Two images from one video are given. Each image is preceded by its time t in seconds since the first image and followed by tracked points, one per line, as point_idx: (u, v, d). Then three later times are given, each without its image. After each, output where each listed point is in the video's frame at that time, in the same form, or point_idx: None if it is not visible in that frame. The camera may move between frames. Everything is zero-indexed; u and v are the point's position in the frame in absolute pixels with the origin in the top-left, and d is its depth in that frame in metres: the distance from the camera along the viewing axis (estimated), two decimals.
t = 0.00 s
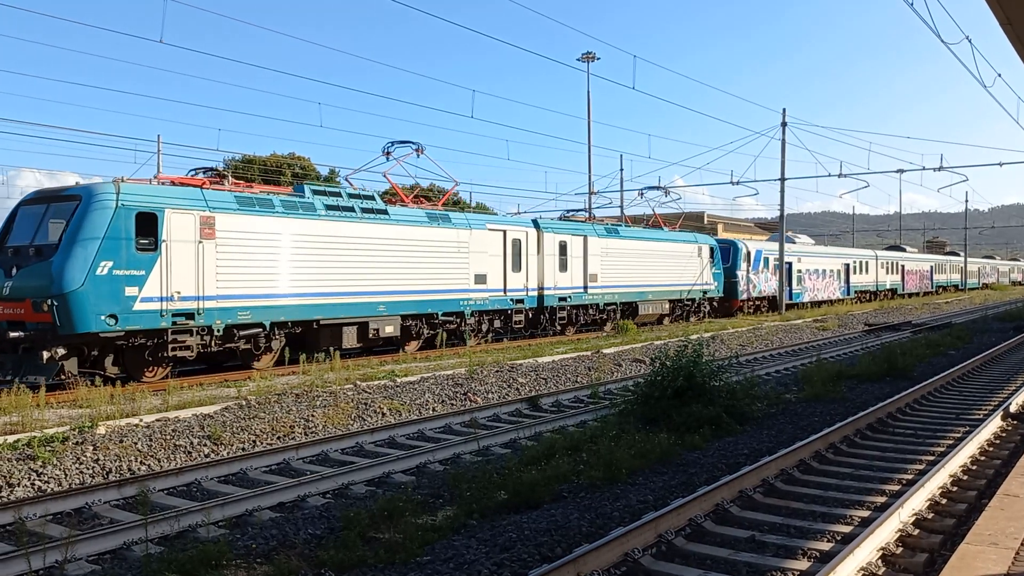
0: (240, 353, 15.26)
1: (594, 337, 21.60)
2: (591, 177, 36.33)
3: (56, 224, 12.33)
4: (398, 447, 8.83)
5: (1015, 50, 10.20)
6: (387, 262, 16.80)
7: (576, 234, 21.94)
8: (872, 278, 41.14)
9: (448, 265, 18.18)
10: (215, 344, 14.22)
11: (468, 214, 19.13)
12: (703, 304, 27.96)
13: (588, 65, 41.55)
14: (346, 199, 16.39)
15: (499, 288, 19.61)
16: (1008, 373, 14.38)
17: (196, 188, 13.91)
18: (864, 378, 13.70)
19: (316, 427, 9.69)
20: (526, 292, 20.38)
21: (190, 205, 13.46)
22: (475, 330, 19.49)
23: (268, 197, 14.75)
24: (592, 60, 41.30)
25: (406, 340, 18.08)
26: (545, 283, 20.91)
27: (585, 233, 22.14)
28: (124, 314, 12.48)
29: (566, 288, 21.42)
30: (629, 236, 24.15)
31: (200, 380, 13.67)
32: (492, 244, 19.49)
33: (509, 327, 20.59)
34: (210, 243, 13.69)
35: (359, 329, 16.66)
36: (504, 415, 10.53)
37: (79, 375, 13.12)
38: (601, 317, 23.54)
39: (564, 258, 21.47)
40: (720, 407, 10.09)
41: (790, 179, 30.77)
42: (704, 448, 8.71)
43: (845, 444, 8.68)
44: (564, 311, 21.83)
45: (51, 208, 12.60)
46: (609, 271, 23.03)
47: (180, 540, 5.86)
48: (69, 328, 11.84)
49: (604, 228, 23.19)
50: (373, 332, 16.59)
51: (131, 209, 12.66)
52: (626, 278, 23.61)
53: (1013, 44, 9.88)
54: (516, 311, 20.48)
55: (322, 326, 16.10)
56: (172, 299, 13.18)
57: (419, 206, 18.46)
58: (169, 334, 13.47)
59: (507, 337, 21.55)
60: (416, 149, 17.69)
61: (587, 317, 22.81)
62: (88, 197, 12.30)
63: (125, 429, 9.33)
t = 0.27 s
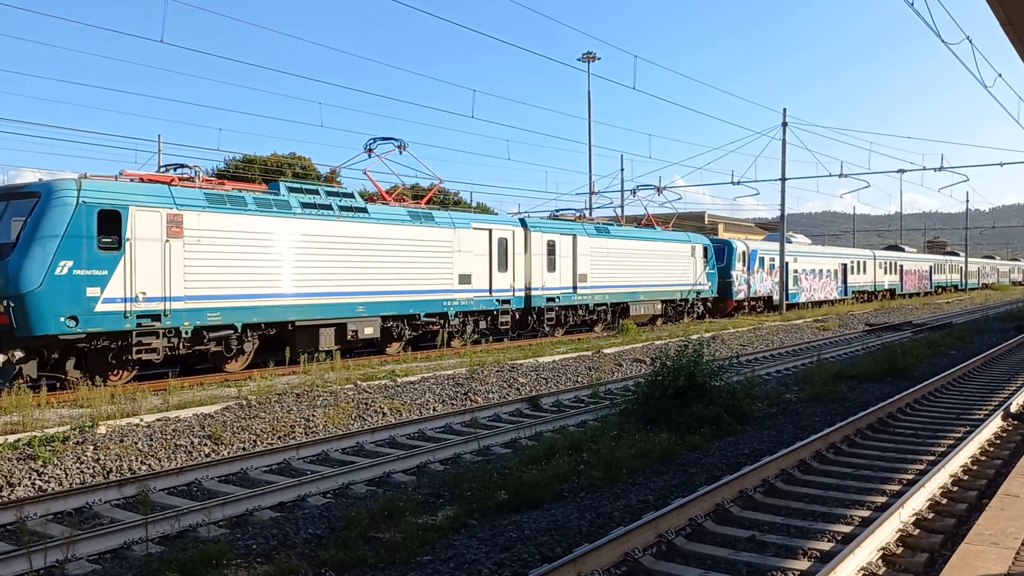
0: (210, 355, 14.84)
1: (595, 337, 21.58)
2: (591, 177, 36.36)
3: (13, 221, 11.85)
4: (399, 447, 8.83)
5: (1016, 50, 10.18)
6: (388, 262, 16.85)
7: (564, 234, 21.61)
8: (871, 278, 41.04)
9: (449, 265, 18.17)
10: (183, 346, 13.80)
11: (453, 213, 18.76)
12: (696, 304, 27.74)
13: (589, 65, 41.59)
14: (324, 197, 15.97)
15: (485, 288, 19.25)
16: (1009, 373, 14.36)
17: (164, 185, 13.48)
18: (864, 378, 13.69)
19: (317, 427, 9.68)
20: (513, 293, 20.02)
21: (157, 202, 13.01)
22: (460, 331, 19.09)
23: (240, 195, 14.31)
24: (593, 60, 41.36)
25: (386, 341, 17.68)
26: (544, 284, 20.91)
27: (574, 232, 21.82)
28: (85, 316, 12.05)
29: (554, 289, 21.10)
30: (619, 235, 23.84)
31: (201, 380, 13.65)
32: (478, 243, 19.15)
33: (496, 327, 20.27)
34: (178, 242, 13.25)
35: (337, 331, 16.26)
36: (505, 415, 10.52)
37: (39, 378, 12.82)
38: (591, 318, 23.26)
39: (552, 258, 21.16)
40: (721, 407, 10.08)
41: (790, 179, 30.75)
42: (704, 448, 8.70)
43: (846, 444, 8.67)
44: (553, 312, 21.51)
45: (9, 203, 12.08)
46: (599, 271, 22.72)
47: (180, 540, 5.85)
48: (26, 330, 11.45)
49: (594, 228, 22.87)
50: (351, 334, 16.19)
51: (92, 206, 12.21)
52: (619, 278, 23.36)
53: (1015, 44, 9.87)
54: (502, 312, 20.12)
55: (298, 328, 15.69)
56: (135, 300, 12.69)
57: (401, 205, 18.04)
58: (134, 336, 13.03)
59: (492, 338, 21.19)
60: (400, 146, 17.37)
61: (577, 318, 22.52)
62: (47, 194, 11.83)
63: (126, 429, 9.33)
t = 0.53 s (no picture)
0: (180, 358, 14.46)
1: (596, 337, 21.59)
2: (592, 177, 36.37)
3: None
4: (399, 447, 8.83)
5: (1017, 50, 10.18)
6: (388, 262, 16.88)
7: (553, 233, 21.28)
8: (868, 278, 40.96)
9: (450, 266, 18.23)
10: (149, 349, 13.35)
11: (437, 211, 18.40)
12: (689, 304, 27.49)
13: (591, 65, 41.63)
14: (300, 194, 15.53)
15: (470, 288, 18.92)
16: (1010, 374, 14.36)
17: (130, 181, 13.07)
18: (865, 378, 13.69)
19: (317, 427, 9.68)
20: (499, 293, 19.69)
21: (120, 199, 12.57)
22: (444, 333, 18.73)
23: (210, 192, 13.90)
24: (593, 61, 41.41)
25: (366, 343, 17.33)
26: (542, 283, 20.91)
27: (563, 231, 21.49)
28: (43, 318, 11.66)
29: (543, 289, 20.81)
30: (608, 234, 23.51)
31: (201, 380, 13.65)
32: (463, 243, 18.82)
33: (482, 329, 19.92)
34: (143, 241, 12.80)
35: (313, 333, 15.85)
36: (505, 415, 10.52)
37: None
38: (581, 319, 22.95)
39: (540, 257, 20.84)
40: (721, 407, 10.08)
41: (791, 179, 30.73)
42: (705, 448, 8.70)
43: (847, 444, 8.67)
44: (541, 313, 21.19)
45: None
46: (590, 271, 22.43)
47: (180, 540, 5.85)
48: None
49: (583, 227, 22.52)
50: (328, 336, 15.81)
51: (50, 203, 11.79)
52: (611, 278, 23.09)
53: (1016, 44, 9.87)
54: (488, 313, 19.78)
55: (272, 329, 15.31)
56: (97, 302, 12.28)
57: (381, 202, 17.65)
58: (96, 339, 12.63)
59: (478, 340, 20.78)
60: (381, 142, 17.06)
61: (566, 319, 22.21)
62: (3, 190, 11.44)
63: (126, 429, 9.33)
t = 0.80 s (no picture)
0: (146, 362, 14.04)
1: (596, 337, 21.62)
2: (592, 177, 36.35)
3: None
4: (400, 447, 8.84)
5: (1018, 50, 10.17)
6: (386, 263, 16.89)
7: (541, 232, 20.92)
8: (866, 278, 40.85)
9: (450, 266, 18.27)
10: (112, 352, 12.94)
11: (419, 210, 18.00)
12: (683, 305, 27.20)
13: (591, 65, 41.63)
14: (274, 191, 15.12)
15: (454, 289, 18.56)
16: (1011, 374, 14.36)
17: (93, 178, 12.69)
18: (866, 378, 13.69)
19: (318, 427, 9.69)
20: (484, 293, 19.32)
21: (81, 197, 12.17)
22: (427, 335, 18.35)
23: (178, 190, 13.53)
24: (594, 61, 41.40)
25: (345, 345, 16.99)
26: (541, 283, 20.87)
27: (551, 230, 21.13)
28: None
29: (529, 290, 20.41)
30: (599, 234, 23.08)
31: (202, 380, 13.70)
32: (447, 242, 18.46)
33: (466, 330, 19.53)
34: (105, 240, 12.39)
35: (289, 335, 15.48)
36: (506, 415, 10.53)
37: None
38: (570, 319, 22.58)
39: (527, 257, 20.48)
40: (722, 407, 10.08)
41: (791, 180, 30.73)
42: (705, 448, 8.71)
43: (847, 444, 8.67)
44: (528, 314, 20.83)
45: None
46: (579, 271, 22.07)
47: (181, 540, 5.86)
48: None
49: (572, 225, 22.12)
50: (303, 338, 15.43)
51: (5, 200, 11.33)
52: (603, 278, 22.78)
53: (1017, 44, 9.86)
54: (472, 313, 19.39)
55: (243, 332, 14.92)
56: (55, 303, 11.84)
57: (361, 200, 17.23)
58: (54, 342, 12.17)
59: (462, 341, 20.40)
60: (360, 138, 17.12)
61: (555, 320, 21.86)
62: None
63: (127, 429, 9.34)
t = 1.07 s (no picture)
0: (111, 365, 13.66)
1: (597, 337, 21.66)
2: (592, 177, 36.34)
3: None
4: (401, 447, 8.85)
5: (1019, 50, 10.17)
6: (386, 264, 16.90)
7: (527, 232, 20.50)
8: (864, 278, 40.73)
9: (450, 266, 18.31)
10: (72, 356, 12.56)
11: (398, 209, 17.60)
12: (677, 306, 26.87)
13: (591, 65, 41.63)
14: (245, 189, 14.77)
15: (437, 290, 18.16)
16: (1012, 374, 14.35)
17: (52, 175, 12.31)
18: (867, 378, 13.69)
19: (319, 427, 9.70)
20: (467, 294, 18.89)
21: (38, 194, 11.79)
22: (408, 337, 17.95)
23: (142, 187, 13.16)
24: (595, 61, 41.42)
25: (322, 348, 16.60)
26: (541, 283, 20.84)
27: (538, 230, 20.71)
28: None
29: (515, 290, 20.00)
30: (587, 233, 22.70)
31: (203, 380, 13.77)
32: (429, 242, 18.05)
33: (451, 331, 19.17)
34: (64, 238, 12.07)
35: (261, 338, 15.08)
36: (507, 415, 10.54)
37: None
38: (559, 321, 22.21)
39: (513, 257, 20.09)
40: (723, 407, 10.09)
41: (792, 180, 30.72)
42: (706, 448, 8.71)
43: (848, 444, 8.67)
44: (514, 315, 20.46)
45: None
46: (567, 271, 21.68)
47: (182, 540, 5.87)
48: None
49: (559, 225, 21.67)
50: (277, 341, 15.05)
51: None
52: (594, 278, 22.42)
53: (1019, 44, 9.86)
54: (456, 315, 18.99)
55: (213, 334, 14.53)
56: (11, 305, 11.47)
57: (336, 198, 16.81)
58: (11, 345, 11.79)
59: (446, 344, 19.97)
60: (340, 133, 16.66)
61: (542, 321, 21.48)
62: None
63: (128, 429, 9.36)
